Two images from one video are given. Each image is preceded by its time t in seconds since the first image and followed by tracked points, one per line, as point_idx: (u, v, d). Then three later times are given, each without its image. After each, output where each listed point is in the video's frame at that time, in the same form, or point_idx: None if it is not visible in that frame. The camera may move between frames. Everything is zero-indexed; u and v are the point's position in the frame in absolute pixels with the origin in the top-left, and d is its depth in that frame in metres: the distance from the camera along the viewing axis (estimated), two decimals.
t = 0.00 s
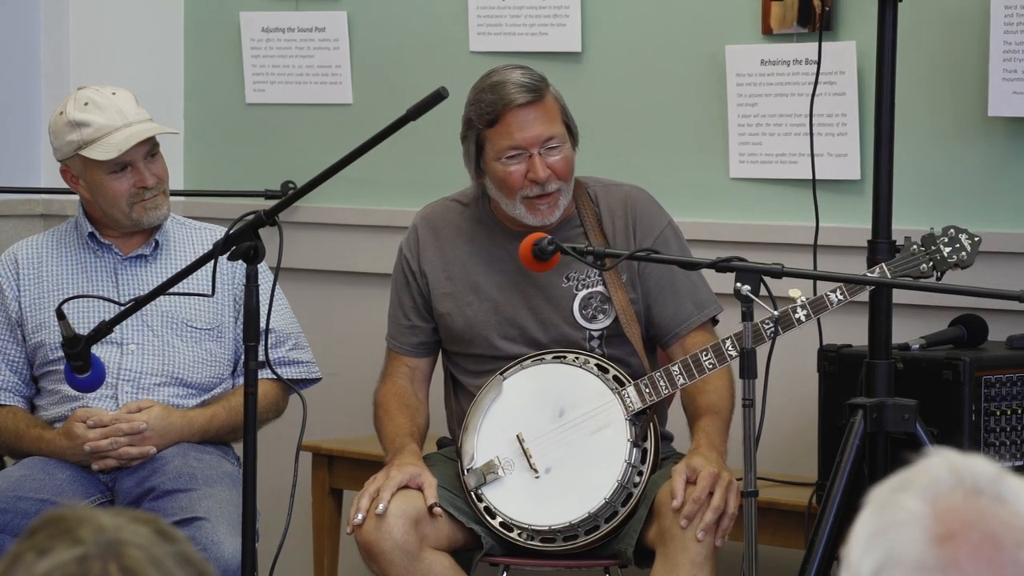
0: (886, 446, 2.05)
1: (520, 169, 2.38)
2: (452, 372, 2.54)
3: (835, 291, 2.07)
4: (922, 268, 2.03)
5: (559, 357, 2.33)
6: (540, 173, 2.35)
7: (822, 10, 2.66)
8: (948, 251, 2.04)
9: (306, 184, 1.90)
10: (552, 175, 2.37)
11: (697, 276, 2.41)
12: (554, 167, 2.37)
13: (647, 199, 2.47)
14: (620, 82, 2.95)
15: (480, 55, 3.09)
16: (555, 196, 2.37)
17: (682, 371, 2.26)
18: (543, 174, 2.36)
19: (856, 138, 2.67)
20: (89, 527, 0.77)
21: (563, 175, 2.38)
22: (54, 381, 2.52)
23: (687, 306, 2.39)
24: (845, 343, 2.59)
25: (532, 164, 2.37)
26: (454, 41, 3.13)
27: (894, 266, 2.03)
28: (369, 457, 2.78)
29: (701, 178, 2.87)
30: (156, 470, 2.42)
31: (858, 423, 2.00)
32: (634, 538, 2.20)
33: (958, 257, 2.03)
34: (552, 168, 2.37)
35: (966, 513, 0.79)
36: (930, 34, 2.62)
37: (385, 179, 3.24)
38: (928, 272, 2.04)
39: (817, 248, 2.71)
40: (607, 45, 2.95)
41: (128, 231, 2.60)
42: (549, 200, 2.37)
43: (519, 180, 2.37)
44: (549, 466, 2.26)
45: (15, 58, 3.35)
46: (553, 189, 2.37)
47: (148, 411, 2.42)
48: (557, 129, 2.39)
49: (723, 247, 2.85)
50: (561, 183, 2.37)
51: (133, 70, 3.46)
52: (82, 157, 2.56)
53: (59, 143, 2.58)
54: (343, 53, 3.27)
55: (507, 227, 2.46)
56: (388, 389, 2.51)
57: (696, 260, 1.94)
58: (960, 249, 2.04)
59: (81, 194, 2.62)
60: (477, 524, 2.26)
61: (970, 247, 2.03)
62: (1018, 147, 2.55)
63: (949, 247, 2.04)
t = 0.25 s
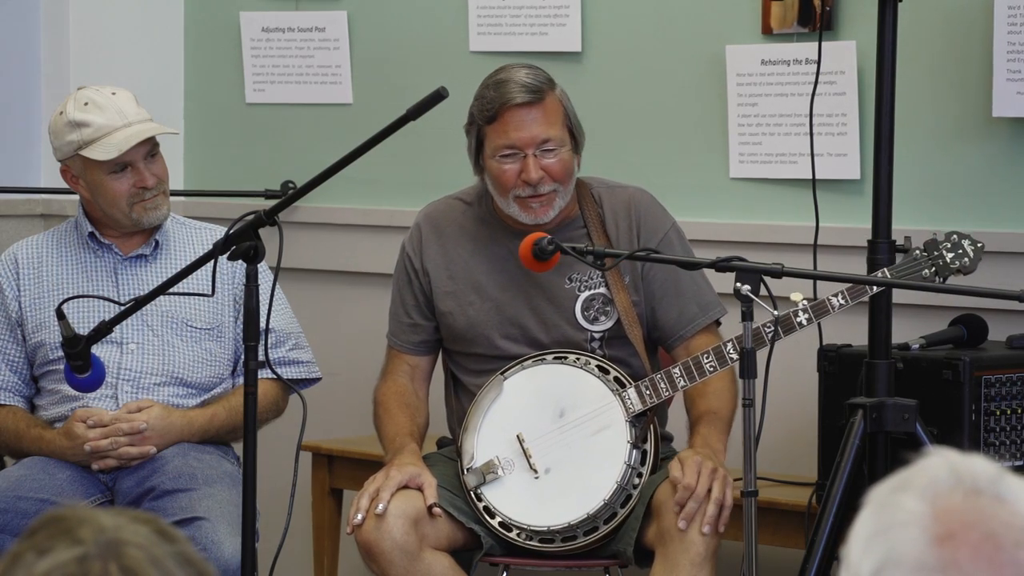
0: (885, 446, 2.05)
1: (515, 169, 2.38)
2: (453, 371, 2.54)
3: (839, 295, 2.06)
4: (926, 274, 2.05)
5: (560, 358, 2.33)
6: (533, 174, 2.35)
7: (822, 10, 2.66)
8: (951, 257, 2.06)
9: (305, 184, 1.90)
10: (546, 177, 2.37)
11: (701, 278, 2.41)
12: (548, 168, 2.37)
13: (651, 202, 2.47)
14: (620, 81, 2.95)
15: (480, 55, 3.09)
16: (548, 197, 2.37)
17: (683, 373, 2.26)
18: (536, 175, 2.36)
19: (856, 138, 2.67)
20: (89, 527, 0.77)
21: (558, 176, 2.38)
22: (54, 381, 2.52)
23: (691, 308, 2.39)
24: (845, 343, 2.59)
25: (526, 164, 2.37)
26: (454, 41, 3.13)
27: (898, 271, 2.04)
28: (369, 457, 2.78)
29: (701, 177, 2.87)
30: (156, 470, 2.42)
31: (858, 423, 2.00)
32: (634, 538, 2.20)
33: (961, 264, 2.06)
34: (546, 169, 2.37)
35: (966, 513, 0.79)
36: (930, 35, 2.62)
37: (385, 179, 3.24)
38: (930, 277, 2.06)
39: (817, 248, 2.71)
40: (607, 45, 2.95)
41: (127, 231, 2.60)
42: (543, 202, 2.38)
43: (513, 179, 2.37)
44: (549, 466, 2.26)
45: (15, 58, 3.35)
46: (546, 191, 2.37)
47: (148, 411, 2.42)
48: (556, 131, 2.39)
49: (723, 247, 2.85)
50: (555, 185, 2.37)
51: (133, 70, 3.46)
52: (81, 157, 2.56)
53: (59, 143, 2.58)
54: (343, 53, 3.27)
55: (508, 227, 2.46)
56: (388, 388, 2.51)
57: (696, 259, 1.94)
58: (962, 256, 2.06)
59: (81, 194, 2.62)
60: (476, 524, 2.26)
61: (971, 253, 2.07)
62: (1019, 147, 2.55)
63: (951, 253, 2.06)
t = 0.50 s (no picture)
0: (885, 446, 2.05)
1: (516, 169, 2.38)
2: (454, 371, 2.54)
3: (842, 297, 2.04)
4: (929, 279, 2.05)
5: (562, 358, 2.33)
6: (534, 176, 2.35)
7: (822, 10, 2.66)
8: (954, 263, 2.06)
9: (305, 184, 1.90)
10: (547, 179, 2.36)
11: (705, 281, 2.41)
12: (550, 170, 2.37)
13: (655, 205, 2.47)
14: (621, 82, 2.95)
15: (480, 55, 3.09)
16: (549, 199, 2.37)
17: (685, 376, 2.26)
18: (537, 177, 2.36)
19: (856, 138, 2.67)
20: (88, 527, 0.77)
21: (559, 179, 2.37)
22: (53, 381, 2.52)
23: (695, 311, 2.39)
24: (846, 343, 2.59)
25: (528, 165, 2.37)
26: (454, 41, 3.13)
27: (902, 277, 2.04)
28: (369, 457, 2.78)
29: (701, 178, 2.87)
30: (156, 470, 2.42)
31: (858, 424, 2.00)
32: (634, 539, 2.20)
33: (965, 270, 2.06)
34: (548, 171, 2.37)
35: (965, 513, 0.79)
36: (931, 35, 2.62)
37: (385, 179, 3.24)
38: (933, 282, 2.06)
39: (817, 248, 2.71)
40: (608, 45, 2.95)
41: (127, 231, 2.60)
42: (543, 203, 2.37)
43: (514, 179, 2.38)
44: (549, 467, 2.26)
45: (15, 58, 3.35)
46: (547, 193, 2.37)
47: (148, 411, 2.42)
48: (560, 133, 2.39)
49: (723, 246, 2.85)
50: (556, 187, 2.37)
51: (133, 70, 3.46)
52: (81, 157, 2.56)
53: (59, 143, 2.58)
54: (343, 53, 3.27)
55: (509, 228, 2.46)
56: (389, 386, 2.51)
57: (696, 259, 1.94)
58: (966, 262, 2.06)
59: (81, 194, 2.62)
60: (476, 525, 2.26)
61: (975, 260, 2.06)
62: (1020, 147, 2.55)
63: (954, 259, 2.06)
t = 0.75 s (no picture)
0: (885, 446, 2.05)
1: (517, 169, 2.38)
2: (456, 370, 2.54)
3: (843, 301, 2.04)
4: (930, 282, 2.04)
5: (563, 359, 2.33)
6: (534, 177, 2.36)
7: (822, 10, 2.66)
8: (956, 268, 2.04)
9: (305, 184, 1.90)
10: (548, 180, 2.36)
11: (708, 283, 2.42)
12: (551, 172, 2.37)
13: (659, 206, 2.47)
14: (621, 82, 2.95)
15: (480, 55, 3.09)
16: (549, 200, 2.38)
17: (686, 378, 2.25)
18: (537, 178, 2.36)
19: (856, 138, 2.67)
20: (89, 527, 0.77)
21: (560, 181, 2.37)
22: (53, 381, 2.52)
23: (698, 312, 2.39)
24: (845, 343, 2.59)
25: (529, 166, 2.37)
26: (454, 41, 3.13)
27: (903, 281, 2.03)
28: (369, 457, 2.78)
29: (701, 177, 2.87)
30: (156, 470, 2.42)
31: (858, 423, 2.00)
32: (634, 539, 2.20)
33: (966, 273, 2.03)
34: (549, 172, 2.37)
35: (964, 513, 0.79)
36: (931, 35, 2.62)
37: (385, 179, 3.24)
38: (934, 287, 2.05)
39: (817, 248, 2.71)
40: (608, 45, 2.95)
41: (127, 231, 2.60)
42: (544, 205, 2.38)
43: (515, 179, 2.38)
44: (549, 467, 2.27)
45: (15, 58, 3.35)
46: (547, 194, 2.37)
47: (148, 411, 2.42)
48: (562, 135, 2.39)
49: (723, 247, 2.85)
50: (557, 189, 2.37)
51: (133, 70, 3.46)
52: (81, 157, 2.56)
53: (59, 143, 2.58)
54: (343, 53, 3.27)
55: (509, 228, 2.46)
56: (390, 382, 2.51)
57: (696, 259, 1.94)
58: (967, 266, 2.04)
59: (81, 194, 2.62)
60: (476, 525, 2.26)
61: (977, 264, 2.04)
62: (1020, 147, 2.55)
63: (956, 263, 2.04)
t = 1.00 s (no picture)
0: (886, 446, 2.05)
1: (520, 169, 2.38)
2: (456, 369, 2.54)
3: (845, 305, 2.03)
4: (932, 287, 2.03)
5: (565, 360, 2.33)
6: (536, 178, 2.36)
7: (822, 10, 2.66)
8: (958, 272, 2.04)
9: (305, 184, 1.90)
10: (550, 181, 2.37)
11: (710, 285, 2.41)
12: (554, 173, 2.37)
13: (663, 207, 2.46)
14: (621, 82, 2.95)
15: (480, 55, 3.09)
16: (551, 201, 2.38)
17: (687, 379, 2.25)
18: (539, 179, 2.36)
19: (856, 138, 2.67)
20: (89, 527, 0.77)
21: (562, 182, 2.38)
22: (53, 381, 2.52)
23: (699, 314, 2.39)
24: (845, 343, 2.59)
25: (531, 167, 2.37)
26: (454, 41, 3.13)
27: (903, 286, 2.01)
28: (369, 457, 2.78)
29: (701, 177, 2.87)
30: (156, 470, 2.42)
31: (858, 423, 2.00)
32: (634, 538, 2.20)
33: (969, 277, 2.03)
34: (551, 173, 2.37)
35: (951, 510, 0.80)
36: (931, 35, 2.62)
37: (385, 180, 3.24)
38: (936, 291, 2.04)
39: (817, 248, 2.71)
40: (608, 45, 2.95)
41: (127, 231, 2.60)
42: (546, 205, 2.38)
43: (517, 179, 2.38)
44: (549, 468, 2.27)
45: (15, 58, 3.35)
46: (549, 195, 2.37)
47: (148, 411, 2.42)
48: (566, 137, 2.39)
49: (723, 247, 2.85)
50: (559, 191, 2.38)
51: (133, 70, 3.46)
52: (81, 157, 2.56)
53: (59, 143, 2.58)
54: (343, 53, 3.27)
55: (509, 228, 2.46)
56: (390, 382, 2.50)
57: (696, 260, 1.94)
58: (970, 270, 2.04)
59: (80, 194, 2.62)
60: (476, 525, 2.26)
61: (979, 268, 2.04)
62: (1019, 147, 2.56)
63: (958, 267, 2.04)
